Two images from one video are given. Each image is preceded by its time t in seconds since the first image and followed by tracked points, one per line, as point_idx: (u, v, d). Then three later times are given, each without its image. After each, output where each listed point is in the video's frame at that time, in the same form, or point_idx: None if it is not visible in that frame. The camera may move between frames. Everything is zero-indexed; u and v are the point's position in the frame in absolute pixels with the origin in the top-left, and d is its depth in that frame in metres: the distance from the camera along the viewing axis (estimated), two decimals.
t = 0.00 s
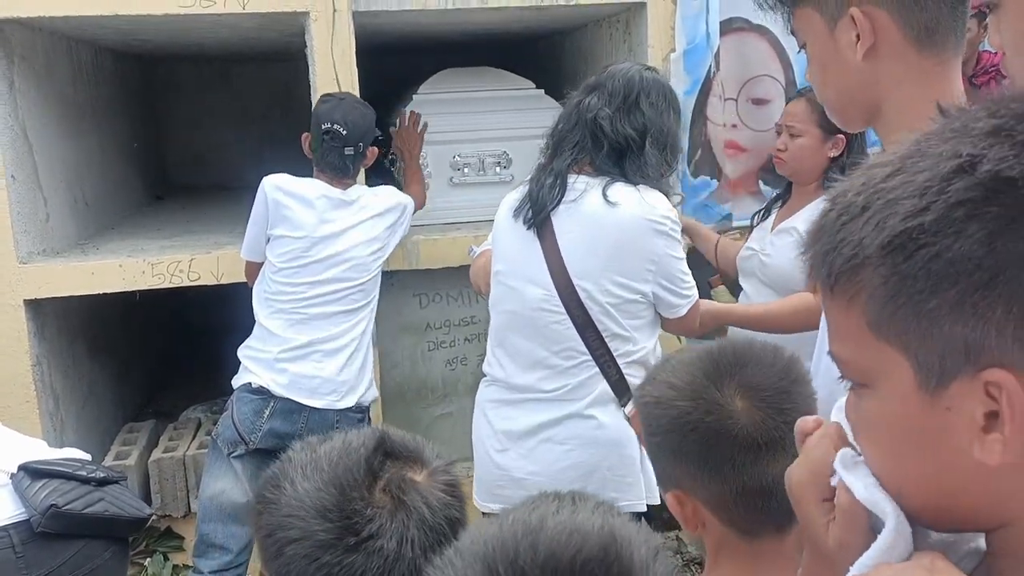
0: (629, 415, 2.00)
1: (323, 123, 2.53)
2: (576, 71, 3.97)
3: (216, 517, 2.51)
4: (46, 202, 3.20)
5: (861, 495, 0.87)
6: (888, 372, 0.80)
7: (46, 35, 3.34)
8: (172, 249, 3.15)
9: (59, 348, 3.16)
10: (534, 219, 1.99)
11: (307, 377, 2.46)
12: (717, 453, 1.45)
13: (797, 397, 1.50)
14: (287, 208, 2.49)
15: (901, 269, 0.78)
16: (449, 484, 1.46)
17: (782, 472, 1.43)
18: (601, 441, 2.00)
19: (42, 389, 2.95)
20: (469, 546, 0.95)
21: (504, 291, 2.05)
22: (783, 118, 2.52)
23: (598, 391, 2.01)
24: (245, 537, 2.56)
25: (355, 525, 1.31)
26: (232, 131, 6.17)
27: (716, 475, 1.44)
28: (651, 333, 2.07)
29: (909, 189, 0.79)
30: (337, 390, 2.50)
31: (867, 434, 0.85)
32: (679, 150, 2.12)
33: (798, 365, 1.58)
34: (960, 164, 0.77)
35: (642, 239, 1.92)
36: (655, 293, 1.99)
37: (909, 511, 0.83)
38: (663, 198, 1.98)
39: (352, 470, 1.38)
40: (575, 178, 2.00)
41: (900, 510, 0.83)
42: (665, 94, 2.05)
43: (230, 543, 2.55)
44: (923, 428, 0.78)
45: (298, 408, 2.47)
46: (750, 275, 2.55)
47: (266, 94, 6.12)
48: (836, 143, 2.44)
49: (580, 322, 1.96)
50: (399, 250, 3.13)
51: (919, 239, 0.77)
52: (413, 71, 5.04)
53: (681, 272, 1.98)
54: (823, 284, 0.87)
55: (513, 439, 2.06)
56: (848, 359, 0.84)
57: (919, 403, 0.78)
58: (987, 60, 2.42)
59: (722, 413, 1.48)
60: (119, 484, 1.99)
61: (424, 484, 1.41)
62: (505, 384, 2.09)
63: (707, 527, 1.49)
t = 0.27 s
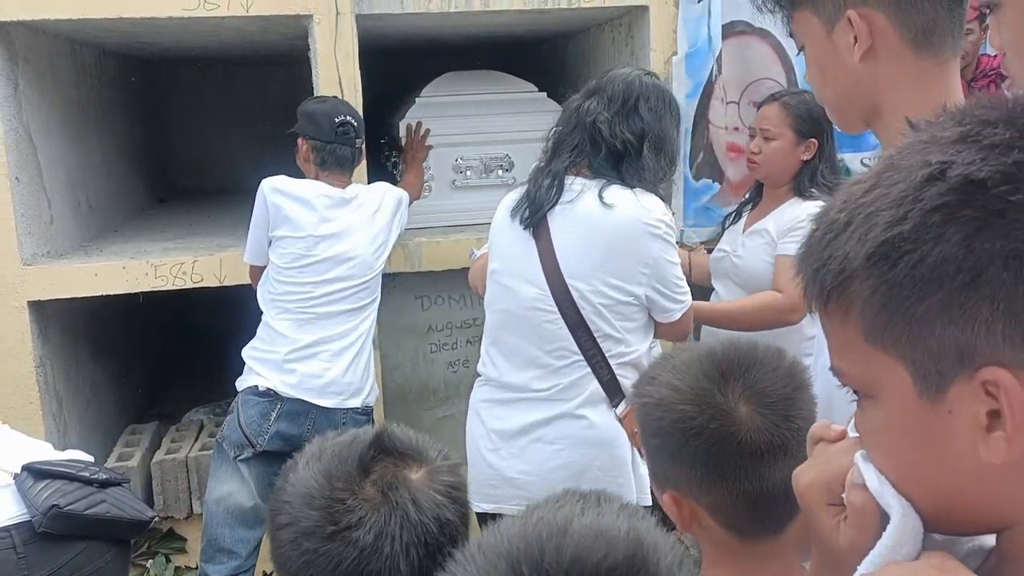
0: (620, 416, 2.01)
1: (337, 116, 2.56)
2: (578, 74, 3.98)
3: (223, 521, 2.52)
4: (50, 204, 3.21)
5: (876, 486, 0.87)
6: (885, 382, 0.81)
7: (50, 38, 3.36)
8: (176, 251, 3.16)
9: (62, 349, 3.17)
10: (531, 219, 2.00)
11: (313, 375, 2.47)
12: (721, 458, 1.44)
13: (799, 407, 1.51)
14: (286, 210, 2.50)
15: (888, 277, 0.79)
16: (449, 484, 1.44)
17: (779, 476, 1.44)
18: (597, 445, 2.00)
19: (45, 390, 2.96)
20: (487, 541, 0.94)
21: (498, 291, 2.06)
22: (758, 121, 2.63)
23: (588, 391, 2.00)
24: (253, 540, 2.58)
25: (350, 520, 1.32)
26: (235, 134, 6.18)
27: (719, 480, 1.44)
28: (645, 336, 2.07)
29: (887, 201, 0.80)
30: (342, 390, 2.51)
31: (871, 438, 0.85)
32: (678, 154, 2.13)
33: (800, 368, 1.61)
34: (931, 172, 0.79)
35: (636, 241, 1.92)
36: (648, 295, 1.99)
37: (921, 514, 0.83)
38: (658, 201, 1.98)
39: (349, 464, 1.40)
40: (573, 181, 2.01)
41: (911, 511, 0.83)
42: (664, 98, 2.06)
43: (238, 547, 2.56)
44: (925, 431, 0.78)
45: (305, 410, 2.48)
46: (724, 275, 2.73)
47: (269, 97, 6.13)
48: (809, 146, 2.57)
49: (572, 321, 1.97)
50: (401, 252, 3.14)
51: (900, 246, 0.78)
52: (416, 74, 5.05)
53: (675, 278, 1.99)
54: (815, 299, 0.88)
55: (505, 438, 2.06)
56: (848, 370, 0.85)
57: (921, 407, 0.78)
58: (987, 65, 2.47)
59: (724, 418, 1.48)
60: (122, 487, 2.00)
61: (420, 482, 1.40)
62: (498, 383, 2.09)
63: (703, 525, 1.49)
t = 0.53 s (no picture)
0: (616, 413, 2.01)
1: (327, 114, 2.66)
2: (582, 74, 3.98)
3: (223, 523, 2.52)
4: (54, 203, 3.22)
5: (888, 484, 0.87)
6: (897, 381, 0.81)
7: (55, 38, 3.37)
8: (179, 250, 3.17)
9: (66, 348, 3.18)
10: (527, 217, 2.01)
11: (311, 372, 2.46)
12: (690, 466, 1.39)
13: (770, 412, 1.47)
14: (282, 203, 2.51)
15: (897, 277, 0.79)
16: (445, 483, 1.35)
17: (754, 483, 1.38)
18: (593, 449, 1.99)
19: (49, 388, 2.97)
20: (496, 532, 0.90)
21: (493, 289, 2.07)
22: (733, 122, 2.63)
23: (582, 391, 2.00)
24: (255, 543, 2.58)
25: (330, 517, 1.29)
26: (239, 134, 6.20)
27: (689, 488, 1.38)
28: (641, 340, 2.07)
29: (893, 200, 0.81)
30: (344, 387, 2.52)
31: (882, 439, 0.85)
32: (678, 157, 2.14)
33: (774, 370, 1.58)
34: (938, 171, 0.79)
35: (631, 241, 1.92)
36: (643, 296, 1.98)
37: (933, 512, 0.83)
38: (656, 202, 1.98)
39: (339, 460, 1.37)
40: (570, 180, 2.02)
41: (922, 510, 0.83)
42: (663, 99, 2.07)
43: (240, 550, 2.55)
44: (937, 431, 0.78)
45: (302, 409, 2.48)
46: (704, 275, 2.73)
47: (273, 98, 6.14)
48: (785, 146, 2.58)
49: (566, 321, 1.96)
50: (404, 251, 3.14)
51: (910, 246, 0.78)
52: (420, 75, 5.06)
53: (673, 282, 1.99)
54: (824, 299, 0.88)
55: (501, 438, 2.06)
56: (860, 371, 0.85)
57: (935, 409, 0.78)
58: (992, 65, 2.49)
59: (694, 426, 1.42)
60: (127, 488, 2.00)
61: (411, 480, 1.34)
62: (492, 382, 2.10)
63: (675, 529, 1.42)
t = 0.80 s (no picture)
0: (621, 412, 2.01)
1: (317, 111, 2.76)
2: (599, 73, 3.99)
3: (236, 534, 2.53)
4: (78, 199, 3.26)
5: (921, 482, 0.87)
6: (932, 381, 0.81)
7: (79, 37, 3.41)
8: (200, 246, 3.20)
9: (89, 342, 3.22)
10: (537, 214, 2.02)
11: (318, 377, 2.48)
12: (684, 474, 1.33)
13: (765, 418, 1.40)
14: (276, 211, 2.54)
15: (930, 274, 0.79)
16: (470, 474, 1.36)
17: (747, 489, 1.32)
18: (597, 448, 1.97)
19: (72, 382, 3.00)
20: (534, 515, 0.91)
21: (504, 284, 2.09)
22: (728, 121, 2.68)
23: (589, 387, 1.97)
24: (268, 555, 2.57)
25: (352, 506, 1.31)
26: (258, 132, 6.24)
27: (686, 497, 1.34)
28: (651, 339, 2.05)
29: (927, 197, 0.81)
30: (353, 390, 2.53)
31: (916, 436, 0.85)
32: (692, 157, 2.13)
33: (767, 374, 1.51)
34: (972, 167, 0.78)
35: (639, 239, 1.92)
36: (652, 294, 1.97)
37: (966, 511, 0.83)
38: (667, 201, 1.97)
39: (362, 453, 1.39)
40: (582, 179, 2.03)
41: (956, 509, 0.83)
42: (676, 99, 2.06)
43: (253, 562, 2.55)
44: (971, 428, 0.78)
45: (310, 416, 2.50)
46: (710, 277, 2.71)
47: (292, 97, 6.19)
48: (779, 142, 2.61)
49: (574, 317, 1.96)
50: (422, 249, 3.15)
51: (944, 244, 0.78)
52: (438, 74, 5.08)
53: (682, 281, 1.98)
54: (857, 299, 0.88)
55: (508, 432, 2.05)
56: (892, 370, 0.85)
57: (970, 406, 0.78)
58: (1016, 65, 2.48)
59: (686, 433, 1.35)
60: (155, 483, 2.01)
61: (433, 471, 1.34)
62: (502, 376, 2.10)
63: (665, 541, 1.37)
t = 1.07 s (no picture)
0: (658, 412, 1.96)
1: (315, 108, 2.68)
2: (645, 70, 3.96)
3: (273, 552, 2.47)
4: (131, 194, 3.33)
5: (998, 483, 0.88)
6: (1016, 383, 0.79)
7: (133, 35, 3.48)
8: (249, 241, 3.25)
9: (141, 334, 3.29)
10: (579, 210, 2.00)
11: (346, 387, 2.44)
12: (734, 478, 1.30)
13: (815, 420, 1.36)
14: (291, 223, 2.49)
15: (1011, 271, 0.78)
16: (541, 460, 1.36)
17: (795, 493, 1.31)
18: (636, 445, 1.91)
19: (124, 373, 3.07)
20: (619, 495, 0.91)
21: (544, 277, 2.07)
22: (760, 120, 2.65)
23: (626, 384, 1.93)
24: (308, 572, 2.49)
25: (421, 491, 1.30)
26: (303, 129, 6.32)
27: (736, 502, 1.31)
28: (691, 340, 2.00)
29: (1006, 193, 0.79)
30: (382, 399, 2.48)
31: (992, 438, 0.86)
32: (738, 157, 2.08)
33: (815, 380, 1.46)
34: None
35: (678, 237, 1.87)
36: (691, 293, 1.92)
37: None
38: (709, 201, 1.91)
39: (427, 439, 1.38)
40: (625, 176, 2.00)
41: None
42: (723, 97, 2.02)
43: None
44: None
45: (341, 428, 2.45)
46: (750, 276, 2.67)
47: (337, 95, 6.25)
48: (812, 136, 2.57)
49: (611, 313, 1.93)
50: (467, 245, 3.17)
51: None
52: (482, 71, 5.09)
53: (723, 281, 1.92)
54: (933, 297, 0.88)
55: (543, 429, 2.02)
56: (969, 369, 0.84)
57: None
58: None
59: (735, 436, 1.31)
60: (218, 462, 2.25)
61: (500, 458, 1.33)
62: (538, 372, 2.08)
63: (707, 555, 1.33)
